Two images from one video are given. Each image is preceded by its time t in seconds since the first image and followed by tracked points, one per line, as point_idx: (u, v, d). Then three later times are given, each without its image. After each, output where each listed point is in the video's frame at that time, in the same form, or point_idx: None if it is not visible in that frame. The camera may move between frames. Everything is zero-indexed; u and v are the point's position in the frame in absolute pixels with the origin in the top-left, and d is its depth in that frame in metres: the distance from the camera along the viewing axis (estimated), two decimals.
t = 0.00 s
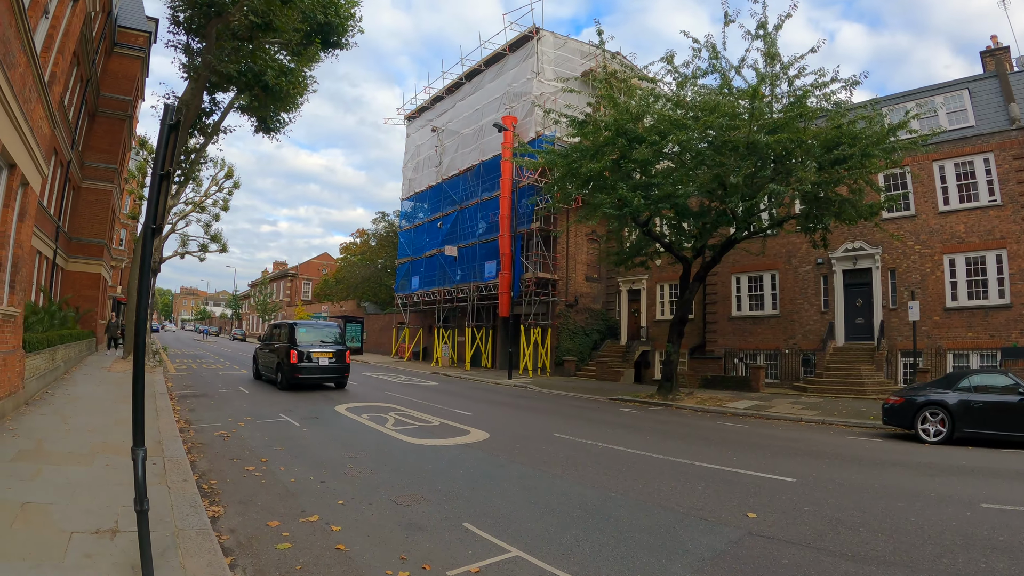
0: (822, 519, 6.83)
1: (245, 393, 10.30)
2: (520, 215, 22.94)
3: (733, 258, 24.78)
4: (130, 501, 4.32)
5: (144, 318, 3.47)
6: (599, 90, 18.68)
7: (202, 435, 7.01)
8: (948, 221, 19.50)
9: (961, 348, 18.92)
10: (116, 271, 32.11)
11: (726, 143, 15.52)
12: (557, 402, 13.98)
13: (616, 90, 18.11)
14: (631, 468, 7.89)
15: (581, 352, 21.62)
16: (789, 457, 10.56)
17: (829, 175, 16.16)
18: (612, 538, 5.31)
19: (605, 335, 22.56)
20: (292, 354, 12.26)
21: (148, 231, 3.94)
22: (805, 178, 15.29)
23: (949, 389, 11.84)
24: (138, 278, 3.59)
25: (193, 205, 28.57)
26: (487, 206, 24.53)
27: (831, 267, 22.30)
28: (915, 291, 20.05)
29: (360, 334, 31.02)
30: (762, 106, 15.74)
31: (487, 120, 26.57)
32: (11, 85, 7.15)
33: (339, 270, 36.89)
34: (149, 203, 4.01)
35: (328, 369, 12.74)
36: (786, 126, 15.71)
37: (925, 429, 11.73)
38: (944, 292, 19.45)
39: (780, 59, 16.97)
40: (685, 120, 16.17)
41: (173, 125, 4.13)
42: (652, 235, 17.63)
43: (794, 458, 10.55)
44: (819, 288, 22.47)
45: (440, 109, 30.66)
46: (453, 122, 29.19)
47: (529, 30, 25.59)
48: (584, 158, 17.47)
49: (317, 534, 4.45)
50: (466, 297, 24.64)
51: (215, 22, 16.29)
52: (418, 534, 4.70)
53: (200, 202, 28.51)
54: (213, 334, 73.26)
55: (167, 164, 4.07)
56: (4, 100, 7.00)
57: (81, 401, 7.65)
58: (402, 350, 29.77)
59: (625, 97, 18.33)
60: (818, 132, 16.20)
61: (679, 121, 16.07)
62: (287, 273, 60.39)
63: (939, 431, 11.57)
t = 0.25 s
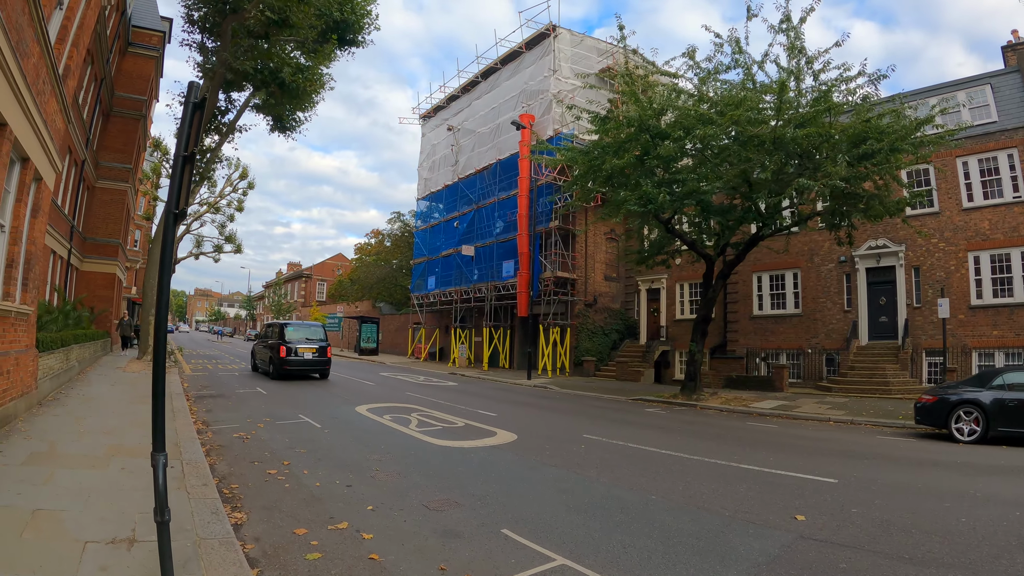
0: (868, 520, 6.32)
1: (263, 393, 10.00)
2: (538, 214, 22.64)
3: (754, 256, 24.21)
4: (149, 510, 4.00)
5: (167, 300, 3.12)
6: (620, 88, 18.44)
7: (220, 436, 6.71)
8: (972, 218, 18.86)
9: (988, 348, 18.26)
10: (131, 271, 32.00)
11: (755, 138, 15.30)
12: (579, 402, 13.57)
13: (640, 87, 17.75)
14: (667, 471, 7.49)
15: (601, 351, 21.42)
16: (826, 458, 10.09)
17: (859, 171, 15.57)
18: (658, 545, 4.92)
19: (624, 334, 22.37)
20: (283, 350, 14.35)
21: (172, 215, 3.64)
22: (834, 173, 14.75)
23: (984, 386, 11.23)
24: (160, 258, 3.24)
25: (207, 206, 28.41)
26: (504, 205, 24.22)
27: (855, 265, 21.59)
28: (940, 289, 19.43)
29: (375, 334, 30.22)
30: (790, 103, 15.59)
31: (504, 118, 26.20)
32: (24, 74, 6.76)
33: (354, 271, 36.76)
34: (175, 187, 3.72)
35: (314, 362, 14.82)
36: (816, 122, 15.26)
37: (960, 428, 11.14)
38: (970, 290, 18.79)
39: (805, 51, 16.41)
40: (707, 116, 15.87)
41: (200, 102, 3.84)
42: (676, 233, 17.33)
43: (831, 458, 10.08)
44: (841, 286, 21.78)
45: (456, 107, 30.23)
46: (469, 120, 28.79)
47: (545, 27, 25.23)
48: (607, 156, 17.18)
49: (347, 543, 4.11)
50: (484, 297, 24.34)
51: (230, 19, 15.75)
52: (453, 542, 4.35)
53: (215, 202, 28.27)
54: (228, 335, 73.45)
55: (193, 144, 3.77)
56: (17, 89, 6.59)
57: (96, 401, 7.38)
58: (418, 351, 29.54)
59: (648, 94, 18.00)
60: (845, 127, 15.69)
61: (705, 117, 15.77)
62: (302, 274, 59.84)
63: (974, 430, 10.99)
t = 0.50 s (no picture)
0: (921, 529, 5.81)
1: (280, 397, 9.70)
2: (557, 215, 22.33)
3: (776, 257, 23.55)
4: (170, 527, 3.68)
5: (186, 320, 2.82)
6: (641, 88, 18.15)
7: (239, 443, 6.38)
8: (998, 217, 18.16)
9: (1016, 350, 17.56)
10: (145, 273, 31.98)
11: (788, 137, 15.08)
12: (603, 406, 13.16)
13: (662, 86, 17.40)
14: (706, 479, 7.08)
15: (620, 353, 21.26)
16: (865, 464, 9.61)
17: (891, 168, 15.01)
18: (712, 561, 4.53)
19: (643, 335, 22.14)
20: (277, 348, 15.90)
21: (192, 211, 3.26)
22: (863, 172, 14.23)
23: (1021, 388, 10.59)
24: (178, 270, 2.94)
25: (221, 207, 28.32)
26: (522, 205, 23.89)
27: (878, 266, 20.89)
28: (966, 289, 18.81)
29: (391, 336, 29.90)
30: (818, 98, 15.29)
31: (519, 118, 25.88)
32: (35, 67, 6.34)
33: (369, 273, 36.60)
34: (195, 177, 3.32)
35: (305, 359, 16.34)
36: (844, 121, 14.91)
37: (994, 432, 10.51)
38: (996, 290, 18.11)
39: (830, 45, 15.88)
40: (730, 115, 15.58)
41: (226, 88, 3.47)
42: (699, 233, 16.93)
43: (871, 464, 9.59)
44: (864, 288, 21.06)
45: (470, 107, 29.93)
46: (484, 120, 28.46)
47: (561, 25, 24.88)
48: (630, 154, 16.79)
49: (381, 563, 3.76)
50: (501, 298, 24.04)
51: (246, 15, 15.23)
52: (496, 561, 4.00)
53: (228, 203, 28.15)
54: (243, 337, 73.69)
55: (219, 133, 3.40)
56: (26, 82, 6.15)
57: (111, 407, 7.09)
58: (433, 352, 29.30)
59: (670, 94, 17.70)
60: (872, 123, 15.13)
61: (734, 115, 15.46)
62: (316, 274, 59.73)
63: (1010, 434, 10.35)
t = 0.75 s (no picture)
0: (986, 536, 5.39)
1: (299, 399, 9.43)
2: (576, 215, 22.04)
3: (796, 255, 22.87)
4: (194, 540, 3.39)
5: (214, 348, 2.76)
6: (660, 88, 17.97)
7: (259, 446, 6.08)
8: None
9: None
10: (160, 275, 31.99)
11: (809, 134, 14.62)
12: (627, 408, 12.76)
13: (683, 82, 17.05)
14: (748, 484, 6.70)
15: (639, 353, 21.04)
16: (906, 466, 9.14)
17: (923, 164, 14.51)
18: (771, 571, 4.16)
19: (662, 336, 21.86)
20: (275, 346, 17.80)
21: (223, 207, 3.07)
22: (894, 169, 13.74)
23: None
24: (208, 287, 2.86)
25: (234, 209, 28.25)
26: (539, 204, 23.58)
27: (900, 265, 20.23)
28: (990, 287, 18.09)
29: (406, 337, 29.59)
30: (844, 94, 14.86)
31: (535, 117, 25.58)
32: (49, 56, 5.96)
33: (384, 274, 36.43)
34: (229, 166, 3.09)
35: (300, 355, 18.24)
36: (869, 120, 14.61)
37: None
38: None
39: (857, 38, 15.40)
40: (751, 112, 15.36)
41: (262, 65, 3.16)
42: (723, 231, 16.54)
43: (912, 466, 9.12)
44: (887, 287, 20.40)
45: (485, 107, 29.65)
46: (500, 120, 28.16)
47: (577, 23, 24.58)
48: (653, 150, 16.44)
49: None
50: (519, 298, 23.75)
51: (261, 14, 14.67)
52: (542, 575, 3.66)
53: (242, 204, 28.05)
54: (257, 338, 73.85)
55: (256, 114, 3.13)
56: (38, 71, 5.74)
57: (127, 409, 6.83)
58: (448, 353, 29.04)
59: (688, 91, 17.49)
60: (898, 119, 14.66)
61: (756, 111, 15.23)
62: (330, 276, 59.45)
63: None
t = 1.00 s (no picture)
0: None
1: (318, 401, 9.16)
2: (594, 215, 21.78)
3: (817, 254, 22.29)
4: (219, 559, 3.10)
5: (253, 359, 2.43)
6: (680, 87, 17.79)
7: (280, 451, 5.79)
8: None
9: None
10: (173, 277, 31.96)
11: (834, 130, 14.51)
12: (651, 411, 12.39)
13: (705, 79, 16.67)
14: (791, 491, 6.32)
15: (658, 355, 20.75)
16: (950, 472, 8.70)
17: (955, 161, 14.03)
18: None
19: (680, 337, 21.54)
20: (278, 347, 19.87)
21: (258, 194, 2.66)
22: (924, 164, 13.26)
23: None
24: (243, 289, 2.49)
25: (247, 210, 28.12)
26: (556, 204, 23.31)
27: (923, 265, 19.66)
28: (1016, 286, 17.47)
29: (420, 339, 29.34)
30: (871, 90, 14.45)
31: (552, 116, 25.27)
32: (62, 46, 5.52)
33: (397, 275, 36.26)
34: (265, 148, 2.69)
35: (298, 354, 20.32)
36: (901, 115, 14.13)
37: None
38: None
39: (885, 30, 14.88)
40: (776, 109, 15.05)
41: (305, 36, 2.77)
42: (746, 229, 16.17)
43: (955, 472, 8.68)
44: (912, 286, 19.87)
45: (500, 106, 29.34)
46: (515, 119, 27.87)
47: (593, 22, 24.25)
48: (675, 149, 16.11)
49: None
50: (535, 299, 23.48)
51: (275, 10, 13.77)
52: None
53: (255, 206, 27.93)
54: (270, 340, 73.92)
55: (298, 90, 2.73)
56: (51, 62, 5.33)
57: (142, 413, 6.58)
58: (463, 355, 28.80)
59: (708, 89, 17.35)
60: (926, 116, 14.20)
61: (778, 109, 14.99)
62: (343, 277, 59.15)
63: None
